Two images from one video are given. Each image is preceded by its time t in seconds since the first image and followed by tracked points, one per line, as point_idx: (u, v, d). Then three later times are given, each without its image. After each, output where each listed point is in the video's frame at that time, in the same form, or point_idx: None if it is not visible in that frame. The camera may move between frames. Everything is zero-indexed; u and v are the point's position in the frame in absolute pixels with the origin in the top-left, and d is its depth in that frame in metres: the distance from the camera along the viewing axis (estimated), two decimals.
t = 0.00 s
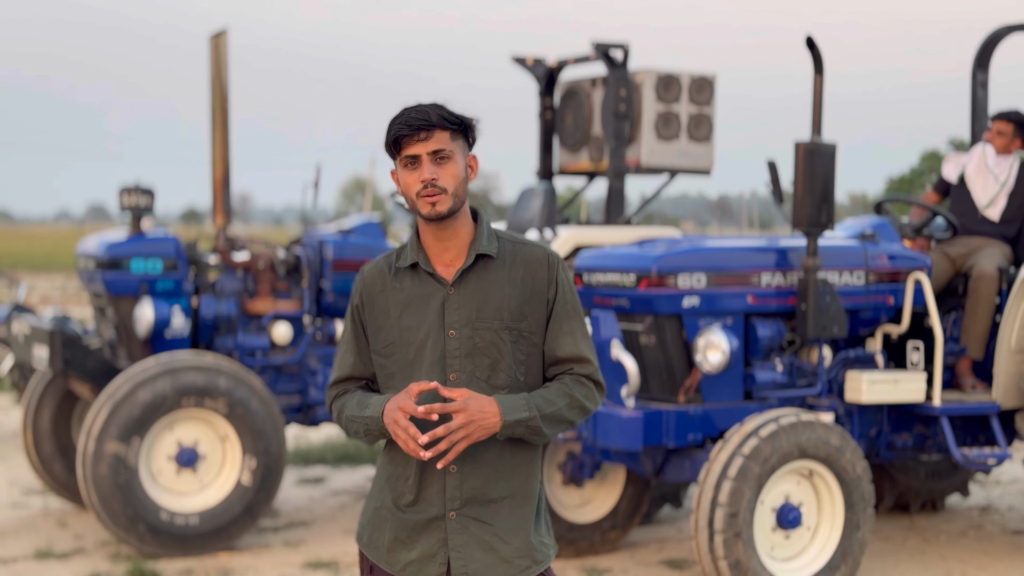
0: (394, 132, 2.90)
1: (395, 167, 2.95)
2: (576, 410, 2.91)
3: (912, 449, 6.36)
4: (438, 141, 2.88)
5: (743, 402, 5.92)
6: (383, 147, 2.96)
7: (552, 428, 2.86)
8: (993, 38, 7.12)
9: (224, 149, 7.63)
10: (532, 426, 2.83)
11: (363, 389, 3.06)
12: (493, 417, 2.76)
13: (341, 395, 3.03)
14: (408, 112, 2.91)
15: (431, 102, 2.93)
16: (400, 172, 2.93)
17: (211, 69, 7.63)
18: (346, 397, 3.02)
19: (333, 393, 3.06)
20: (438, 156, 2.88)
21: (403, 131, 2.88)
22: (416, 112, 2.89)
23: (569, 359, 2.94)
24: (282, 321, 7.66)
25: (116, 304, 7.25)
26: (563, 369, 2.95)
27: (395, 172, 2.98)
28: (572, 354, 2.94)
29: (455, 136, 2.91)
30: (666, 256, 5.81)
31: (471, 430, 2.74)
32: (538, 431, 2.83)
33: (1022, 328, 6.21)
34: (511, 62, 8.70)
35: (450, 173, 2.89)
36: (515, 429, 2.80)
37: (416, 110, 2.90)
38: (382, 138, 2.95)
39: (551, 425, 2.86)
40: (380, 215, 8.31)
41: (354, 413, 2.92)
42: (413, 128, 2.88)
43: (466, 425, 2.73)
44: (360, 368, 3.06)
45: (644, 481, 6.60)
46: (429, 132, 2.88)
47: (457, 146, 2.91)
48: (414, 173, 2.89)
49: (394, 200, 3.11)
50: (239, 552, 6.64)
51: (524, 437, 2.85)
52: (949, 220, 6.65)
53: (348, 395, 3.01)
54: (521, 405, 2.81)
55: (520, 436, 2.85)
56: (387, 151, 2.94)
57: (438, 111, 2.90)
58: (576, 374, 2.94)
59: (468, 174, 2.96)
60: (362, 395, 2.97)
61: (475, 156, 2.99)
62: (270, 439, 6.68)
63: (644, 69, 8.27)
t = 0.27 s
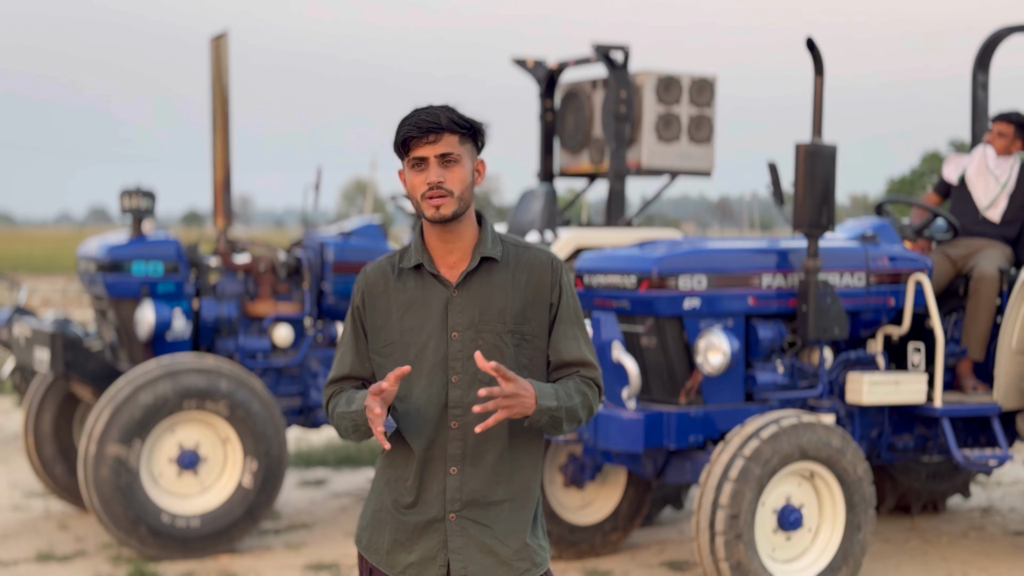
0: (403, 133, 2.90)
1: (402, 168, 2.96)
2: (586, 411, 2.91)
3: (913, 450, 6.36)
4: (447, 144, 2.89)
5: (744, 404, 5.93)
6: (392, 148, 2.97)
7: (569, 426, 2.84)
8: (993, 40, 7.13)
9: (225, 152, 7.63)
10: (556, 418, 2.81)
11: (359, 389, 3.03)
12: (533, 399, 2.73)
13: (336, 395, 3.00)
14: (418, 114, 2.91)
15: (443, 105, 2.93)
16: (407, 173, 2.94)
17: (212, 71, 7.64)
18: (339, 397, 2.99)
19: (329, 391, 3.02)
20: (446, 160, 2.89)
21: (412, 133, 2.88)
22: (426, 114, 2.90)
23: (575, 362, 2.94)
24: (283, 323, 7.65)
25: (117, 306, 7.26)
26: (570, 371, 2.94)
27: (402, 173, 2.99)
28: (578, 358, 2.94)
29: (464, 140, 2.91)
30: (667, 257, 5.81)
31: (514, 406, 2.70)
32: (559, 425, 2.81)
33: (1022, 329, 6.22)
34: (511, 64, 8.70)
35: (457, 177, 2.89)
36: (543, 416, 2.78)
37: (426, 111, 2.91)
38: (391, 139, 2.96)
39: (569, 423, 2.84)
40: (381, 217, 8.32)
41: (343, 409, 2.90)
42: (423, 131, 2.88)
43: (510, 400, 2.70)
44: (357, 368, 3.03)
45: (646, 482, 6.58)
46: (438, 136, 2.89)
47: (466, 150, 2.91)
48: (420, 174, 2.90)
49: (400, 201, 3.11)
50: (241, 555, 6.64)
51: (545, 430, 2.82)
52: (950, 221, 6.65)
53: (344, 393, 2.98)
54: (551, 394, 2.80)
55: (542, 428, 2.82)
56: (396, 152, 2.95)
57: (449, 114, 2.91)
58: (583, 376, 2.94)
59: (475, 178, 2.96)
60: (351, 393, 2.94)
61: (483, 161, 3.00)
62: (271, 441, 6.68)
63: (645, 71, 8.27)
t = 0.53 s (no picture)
0: (406, 132, 2.90)
1: (405, 167, 2.96)
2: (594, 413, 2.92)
3: (914, 451, 6.36)
4: (449, 144, 2.89)
5: (745, 405, 5.93)
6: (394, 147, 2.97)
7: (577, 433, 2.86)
8: (993, 41, 7.13)
9: (225, 154, 7.64)
10: (564, 428, 2.82)
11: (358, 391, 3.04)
12: (540, 417, 2.75)
13: (334, 397, 3.01)
14: (421, 114, 2.91)
15: (446, 105, 2.93)
16: (408, 173, 2.94)
17: (212, 73, 7.64)
18: (337, 399, 3.00)
19: (328, 392, 3.04)
20: (447, 160, 2.89)
21: (415, 132, 2.88)
22: (429, 114, 2.90)
23: (580, 364, 2.95)
24: (283, 325, 7.66)
25: (117, 308, 7.26)
26: (576, 372, 2.96)
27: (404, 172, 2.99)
28: (582, 358, 2.95)
29: (466, 141, 2.91)
30: (667, 258, 5.80)
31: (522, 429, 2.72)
32: (567, 434, 2.83)
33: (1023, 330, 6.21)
34: (511, 66, 8.71)
35: (458, 177, 2.88)
36: (548, 429, 2.79)
37: (430, 111, 2.91)
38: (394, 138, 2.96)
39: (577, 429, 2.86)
40: (381, 219, 8.32)
41: (337, 417, 2.92)
42: (425, 131, 2.88)
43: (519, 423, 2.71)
44: (356, 369, 3.03)
45: (647, 483, 6.57)
46: (440, 136, 2.88)
47: (467, 151, 2.91)
48: (421, 174, 2.90)
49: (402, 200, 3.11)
50: (242, 556, 6.64)
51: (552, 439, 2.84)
52: (951, 222, 6.65)
53: (342, 396, 3.00)
54: (557, 407, 2.80)
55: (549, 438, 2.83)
56: (399, 151, 2.95)
57: (452, 115, 2.90)
58: (589, 378, 2.96)
59: (477, 179, 2.96)
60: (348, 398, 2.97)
61: (485, 163, 2.99)
62: (272, 443, 6.68)
63: (645, 72, 8.27)
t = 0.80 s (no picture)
0: (402, 136, 2.90)
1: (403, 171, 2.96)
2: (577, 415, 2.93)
3: (915, 452, 6.36)
4: (446, 148, 2.88)
5: (745, 406, 5.92)
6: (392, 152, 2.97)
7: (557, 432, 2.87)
8: (994, 41, 7.13)
9: (226, 155, 7.64)
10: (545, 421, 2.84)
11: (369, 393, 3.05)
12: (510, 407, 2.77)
13: (347, 397, 3.03)
14: (417, 118, 2.91)
15: (442, 108, 2.93)
16: (407, 177, 2.94)
17: (212, 75, 7.64)
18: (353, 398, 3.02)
19: (339, 396, 3.06)
20: (445, 163, 2.88)
21: (411, 137, 2.88)
22: (425, 118, 2.90)
23: (568, 367, 2.97)
24: (284, 326, 7.66)
25: (118, 310, 7.26)
26: (563, 375, 2.98)
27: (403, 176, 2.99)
28: (572, 362, 2.96)
29: (463, 143, 2.91)
30: (668, 260, 5.80)
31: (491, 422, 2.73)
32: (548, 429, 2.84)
33: None
34: (511, 67, 8.71)
35: (456, 180, 2.88)
36: (530, 422, 2.81)
37: (426, 115, 2.91)
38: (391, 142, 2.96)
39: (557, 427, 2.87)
40: (382, 221, 8.32)
41: (361, 418, 2.91)
42: (421, 134, 2.88)
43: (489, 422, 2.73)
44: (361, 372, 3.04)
45: (647, 484, 6.60)
46: (437, 139, 2.88)
47: (465, 153, 2.91)
48: (420, 178, 2.90)
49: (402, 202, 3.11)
50: (242, 558, 6.64)
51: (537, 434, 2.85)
52: (951, 223, 6.64)
53: (356, 397, 3.01)
54: (531, 398, 2.84)
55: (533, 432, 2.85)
56: (396, 156, 2.95)
57: (448, 117, 2.90)
58: (576, 381, 2.97)
59: (476, 180, 2.96)
60: (368, 399, 2.96)
61: (484, 163, 2.99)
62: (272, 444, 6.68)
63: (645, 73, 8.27)
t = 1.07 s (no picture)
0: (403, 145, 2.90)
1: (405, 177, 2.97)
2: (592, 404, 2.89)
3: (915, 452, 6.36)
4: (445, 157, 2.88)
5: (745, 407, 5.93)
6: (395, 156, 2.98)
7: (564, 411, 2.82)
8: (993, 42, 7.13)
9: (226, 157, 7.64)
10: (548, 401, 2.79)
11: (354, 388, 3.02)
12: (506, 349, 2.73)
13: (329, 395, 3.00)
14: (418, 125, 2.91)
15: (444, 114, 2.93)
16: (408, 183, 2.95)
17: (213, 77, 7.65)
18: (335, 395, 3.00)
19: (327, 388, 3.03)
20: (444, 172, 2.89)
21: (410, 146, 2.89)
22: (426, 126, 2.90)
23: (579, 361, 2.94)
24: (284, 328, 7.68)
25: (118, 311, 7.27)
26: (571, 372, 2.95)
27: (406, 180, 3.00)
28: (584, 357, 2.94)
29: (464, 151, 2.91)
30: (668, 261, 5.81)
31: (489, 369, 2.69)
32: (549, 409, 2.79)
33: None
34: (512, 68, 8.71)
35: (454, 190, 2.90)
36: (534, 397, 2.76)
37: (427, 122, 2.91)
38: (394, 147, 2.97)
39: (564, 406, 2.82)
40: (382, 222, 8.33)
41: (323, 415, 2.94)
42: (421, 144, 2.88)
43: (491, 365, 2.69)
44: (351, 367, 3.02)
45: (647, 485, 6.59)
46: (436, 148, 2.88)
47: (465, 161, 2.91)
48: (419, 187, 2.92)
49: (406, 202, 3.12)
50: (243, 559, 6.64)
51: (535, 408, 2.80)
52: (951, 224, 6.65)
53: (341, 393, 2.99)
54: (547, 376, 2.77)
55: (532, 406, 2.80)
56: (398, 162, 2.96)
57: (448, 126, 2.90)
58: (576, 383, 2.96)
59: (477, 186, 2.96)
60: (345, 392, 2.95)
61: (486, 167, 2.99)
62: (272, 445, 6.69)
63: (645, 74, 8.28)
